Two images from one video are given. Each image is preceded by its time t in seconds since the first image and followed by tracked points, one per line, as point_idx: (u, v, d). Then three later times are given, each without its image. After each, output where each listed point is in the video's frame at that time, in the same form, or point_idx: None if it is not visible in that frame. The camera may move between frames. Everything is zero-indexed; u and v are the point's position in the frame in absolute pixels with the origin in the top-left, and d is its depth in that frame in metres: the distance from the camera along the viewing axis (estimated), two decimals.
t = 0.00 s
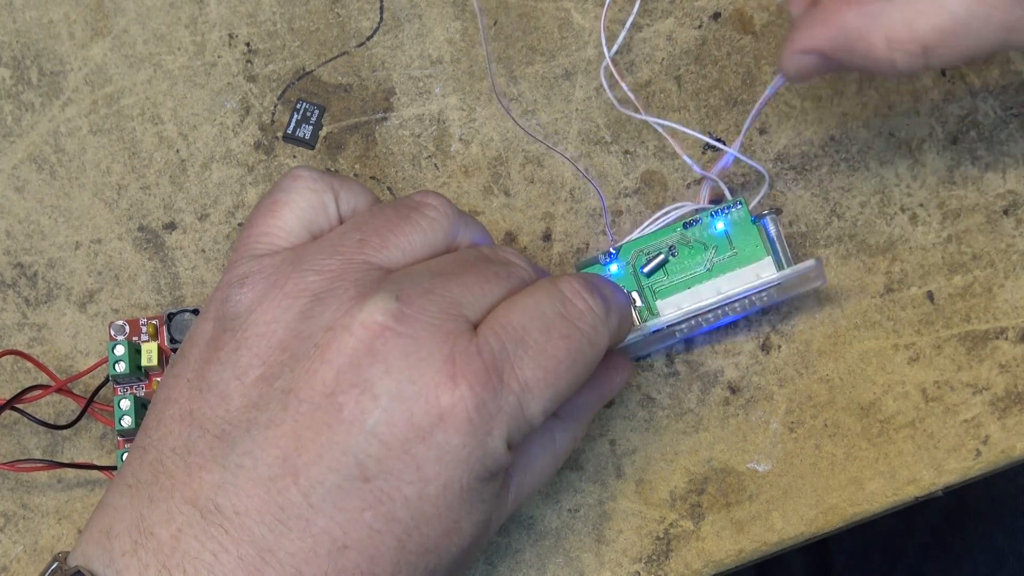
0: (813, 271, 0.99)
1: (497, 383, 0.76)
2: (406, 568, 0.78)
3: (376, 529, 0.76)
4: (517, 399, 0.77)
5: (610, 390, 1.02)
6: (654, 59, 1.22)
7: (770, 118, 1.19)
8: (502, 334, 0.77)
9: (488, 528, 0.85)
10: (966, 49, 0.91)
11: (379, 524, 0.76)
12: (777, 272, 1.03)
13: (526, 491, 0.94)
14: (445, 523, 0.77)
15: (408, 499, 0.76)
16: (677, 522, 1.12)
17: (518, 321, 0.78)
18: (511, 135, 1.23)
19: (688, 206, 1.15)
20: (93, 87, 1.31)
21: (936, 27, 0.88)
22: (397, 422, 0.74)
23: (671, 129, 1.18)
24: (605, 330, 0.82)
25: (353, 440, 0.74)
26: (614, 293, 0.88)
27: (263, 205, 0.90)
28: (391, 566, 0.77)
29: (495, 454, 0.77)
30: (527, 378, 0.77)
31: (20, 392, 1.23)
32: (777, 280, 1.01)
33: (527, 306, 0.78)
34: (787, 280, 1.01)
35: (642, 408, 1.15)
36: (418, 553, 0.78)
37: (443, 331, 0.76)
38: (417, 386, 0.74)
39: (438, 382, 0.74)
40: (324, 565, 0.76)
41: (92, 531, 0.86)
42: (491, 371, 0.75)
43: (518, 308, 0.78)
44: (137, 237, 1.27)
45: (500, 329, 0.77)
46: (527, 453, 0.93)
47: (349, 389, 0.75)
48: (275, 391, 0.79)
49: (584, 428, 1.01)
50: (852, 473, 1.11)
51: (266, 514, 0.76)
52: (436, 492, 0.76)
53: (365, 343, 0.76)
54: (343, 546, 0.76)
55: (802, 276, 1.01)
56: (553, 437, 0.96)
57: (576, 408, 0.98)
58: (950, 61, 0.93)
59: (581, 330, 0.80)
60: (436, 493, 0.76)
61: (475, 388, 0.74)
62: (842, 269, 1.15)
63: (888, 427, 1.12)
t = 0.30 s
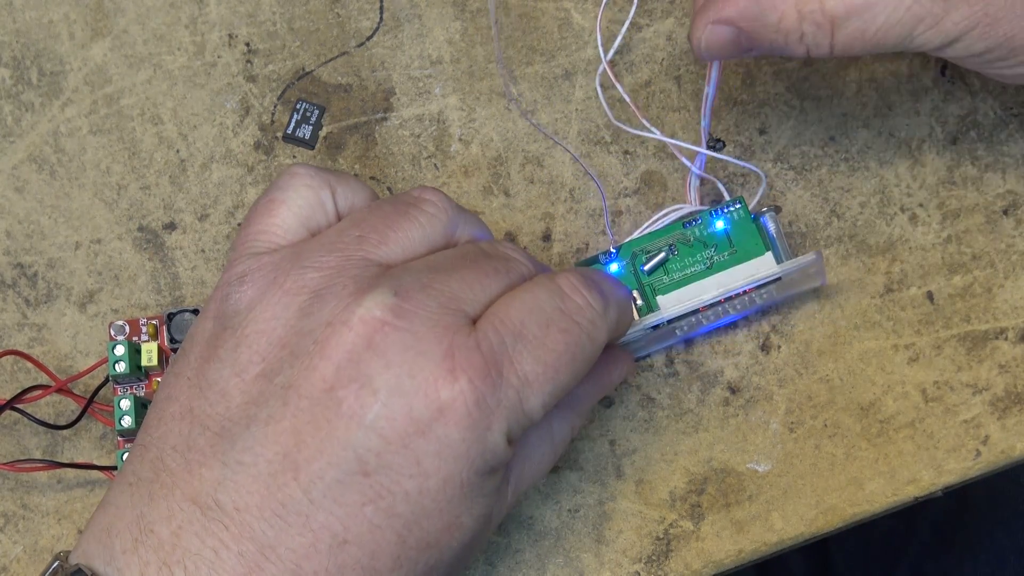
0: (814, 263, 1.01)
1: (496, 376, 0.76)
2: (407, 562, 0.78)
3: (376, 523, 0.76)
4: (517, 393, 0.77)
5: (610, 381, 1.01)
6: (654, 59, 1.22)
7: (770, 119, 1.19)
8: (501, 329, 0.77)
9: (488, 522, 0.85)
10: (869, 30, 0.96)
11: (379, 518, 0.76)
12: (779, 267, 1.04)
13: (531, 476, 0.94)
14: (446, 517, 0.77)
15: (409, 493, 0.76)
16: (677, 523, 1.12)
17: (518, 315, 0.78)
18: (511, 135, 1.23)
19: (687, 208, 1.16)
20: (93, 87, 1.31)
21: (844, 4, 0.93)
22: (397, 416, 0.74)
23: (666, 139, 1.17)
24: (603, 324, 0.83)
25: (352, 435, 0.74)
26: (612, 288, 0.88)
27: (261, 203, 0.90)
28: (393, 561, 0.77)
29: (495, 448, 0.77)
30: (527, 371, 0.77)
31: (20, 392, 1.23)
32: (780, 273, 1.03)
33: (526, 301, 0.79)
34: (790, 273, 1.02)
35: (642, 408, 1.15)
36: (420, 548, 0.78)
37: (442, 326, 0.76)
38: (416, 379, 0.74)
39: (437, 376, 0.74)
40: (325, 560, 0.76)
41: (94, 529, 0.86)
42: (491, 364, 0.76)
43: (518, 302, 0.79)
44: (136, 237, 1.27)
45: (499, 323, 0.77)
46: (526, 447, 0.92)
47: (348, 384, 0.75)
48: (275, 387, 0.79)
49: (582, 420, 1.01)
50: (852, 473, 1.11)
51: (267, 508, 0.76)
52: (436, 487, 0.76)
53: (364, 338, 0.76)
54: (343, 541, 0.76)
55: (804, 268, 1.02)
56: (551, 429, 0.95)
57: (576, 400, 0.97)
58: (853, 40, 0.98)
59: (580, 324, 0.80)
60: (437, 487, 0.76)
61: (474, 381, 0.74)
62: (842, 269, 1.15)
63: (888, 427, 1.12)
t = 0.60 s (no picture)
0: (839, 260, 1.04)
1: (515, 378, 0.76)
2: (430, 566, 0.78)
3: (398, 527, 0.75)
4: (535, 396, 0.77)
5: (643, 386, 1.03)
6: (654, 59, 1.22)
7: (770, 119, 1.19)
8: (521, 333, 0.77)
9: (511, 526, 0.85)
10: (836, 84, 1.03)
11: (401, 522, 0.76)
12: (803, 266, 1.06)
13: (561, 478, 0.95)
14: (468, 520, 0.77)
15: (429, 496, 0.75)
16: (677, 523, 1.12)
17: (537, 320, 0.78)
18: (511, 135, 1.23)
19: (703, 217, 1.16)
20: (93, 87, 1.31)
21: (814, 56, 0.99)
22: (415, 418, 0.74)
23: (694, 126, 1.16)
24: (623, 335, 0.83)
25: (371, 437, 0.75)
26: (631, 297, 0.88)
27: (272, 208, 0.90)
28: (415, 565, 0.77)
29: (513, 451, 0.77)
30: (546, 376, 0.77)
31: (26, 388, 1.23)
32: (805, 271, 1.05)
33: (545, 305, 0.79)
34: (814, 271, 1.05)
35: (642, 408, 1.15)
36: (441, 551, 0.78)
37: (460, 329, 0.77)
38: (434, 381, 0.75)
39: (455, 378, 0.74)
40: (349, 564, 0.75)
41: (118, 534, 0.85)
42: (509, 366, 0.76)
43: (537, 308, 0.79)
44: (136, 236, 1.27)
45: (518, 327, 0.77)
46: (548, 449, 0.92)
47: (364, 386, 0.76)
48: (292, 391, 0.79)
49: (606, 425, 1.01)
50: (852, 473, 1.11)
51: (290, 513, 0.76)
52: (458, 489, 0.75)
53: (383, 339, 0.76)
54: (364, 545, 0.75)
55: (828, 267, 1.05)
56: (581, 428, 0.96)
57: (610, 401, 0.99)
58: (822, 83, 1.04)
59: (599, 332, 0.80)
60: (459, 489, 0.75)
61: (493, 382, 0.74)
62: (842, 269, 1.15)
63: (888, 427, 1.12)
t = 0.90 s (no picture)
0: (845, 233, 1.08)
1: (399, 335, 0.76)
2: (317, 535, 0.75)
3: (285, 493, 0.73)
4: (422, 348, 0.76)
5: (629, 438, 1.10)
6: (654, 59, 1.22)
7: (770, 119, 1.19)
8: (405, 280, 0.77)
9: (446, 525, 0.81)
10: (853, 72, 1.07)
11: (285, 487, 0.74)
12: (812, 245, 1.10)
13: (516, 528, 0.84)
14: (357, 485, 0.75)
15: (314, 459, 0.74)
16: (677, 522, 1.13)
17: (429, 262, 0.78)
18: (511, 135, 1.23)
19: (697, 204, 1.16)
20: (93, 87, 1.32)
21: (834, 45, 1.04)
22: (293, 381, 0.74)
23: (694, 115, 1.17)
24: (528, 256, 0.80)
25: (255, 399, 0.74)
26: (557, 209, 0.86)
27: (182, 173, 0.95)
28: (302, 531, 0.74)
29: (400, 411, 0.76)
30: (436, 324, 0.76)
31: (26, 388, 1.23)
32: (812, 246, 1.10)
33: (438, 250, 0.78)
34: (826, 248, 1.09)
35: (642, 408, 1.15)
36: (330, 519, 0.75)
37: (343, 285, 0.78)
38: (318, 339, 0.75)
39: (335, 340, 0.75)
40: (235, 531, 0.72)
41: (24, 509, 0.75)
42: (393, 322, 0.76)
43: (428, 251, 0.79)
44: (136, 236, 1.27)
45: (408, 276, 0.78)
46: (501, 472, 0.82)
47: (247, 350, 0.76)
48: (185, 354, 0.78)
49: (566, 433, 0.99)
50: (852, 473, 1.11)
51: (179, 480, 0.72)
52: (343, 455, 0.75)
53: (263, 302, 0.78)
54: (252, 511, 0.73)
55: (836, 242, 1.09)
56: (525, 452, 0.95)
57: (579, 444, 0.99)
58: (841, 74, 1.09)
59: (500, 263, 0.79)
60: (344, 455, 0.75)
61: (372, 340, 0.75)
62: (842, 269, 1.15)
63: (888, 427, 1.12)
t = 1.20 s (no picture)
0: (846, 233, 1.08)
1: (248, 228, 0.74)
2: (200, 451, 0.74)
3: (159, 408, 0.73)
4: (274, 237, 0.74)
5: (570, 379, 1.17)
6: (654, 59, 1.23)
7: (770, 119, 1.19)
8: (249, 173, 0.75)
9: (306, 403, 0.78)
10: (828, 91, 1.08)
11: (159, 402, 0.73)
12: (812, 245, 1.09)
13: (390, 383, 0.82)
14: (233, 388, 0.74)
15: (183, 369, 0.73)
16: (677, 523, 1.12)
17: (267, 154, 0.75)
18: (511, 135, 1.23)
19: (696, 204, 1.16)
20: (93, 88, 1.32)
21: (805, 67, 1.05)
22: (152, 292, 0.73)
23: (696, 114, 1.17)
24: (374, 143, 0.78)
25: (117, 319, 0.73)
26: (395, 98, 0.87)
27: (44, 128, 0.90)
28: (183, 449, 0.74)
29: (266, 305, 0.75)
30: (281, 212, 0.74)
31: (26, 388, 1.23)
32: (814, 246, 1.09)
33: (272, 139, 0.75)
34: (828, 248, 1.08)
35: (642, 408, 1.15)
36: (209, 433, 0.74)
37: (188, 188, 0.75)
38: (172, 244, 0.73)
39: (185, 245, 0.73)
40: (116, 456, 0.72)
41: None
42: (240, 217, 0.74)
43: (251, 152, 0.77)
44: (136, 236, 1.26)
45: (246, 171, 0.75)
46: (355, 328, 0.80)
47: (108, 271, 0.74)
48: (49, 289, 0.76)
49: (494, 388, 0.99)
50: (852, 474, 1.12)
51: (59, 415, 0.73)
52: (211, 357, 0.73)
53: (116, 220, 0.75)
54: (130, 430, 0.72)
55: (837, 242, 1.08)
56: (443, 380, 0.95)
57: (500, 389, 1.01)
58: (815, 92, 1.09)
59: (341, 146, 0.76)
60: (211, 357, 0.73)
61: (223, 238, 0.73)
62: (842, 269, 1.15)
63: (888, 427, 1.12)
